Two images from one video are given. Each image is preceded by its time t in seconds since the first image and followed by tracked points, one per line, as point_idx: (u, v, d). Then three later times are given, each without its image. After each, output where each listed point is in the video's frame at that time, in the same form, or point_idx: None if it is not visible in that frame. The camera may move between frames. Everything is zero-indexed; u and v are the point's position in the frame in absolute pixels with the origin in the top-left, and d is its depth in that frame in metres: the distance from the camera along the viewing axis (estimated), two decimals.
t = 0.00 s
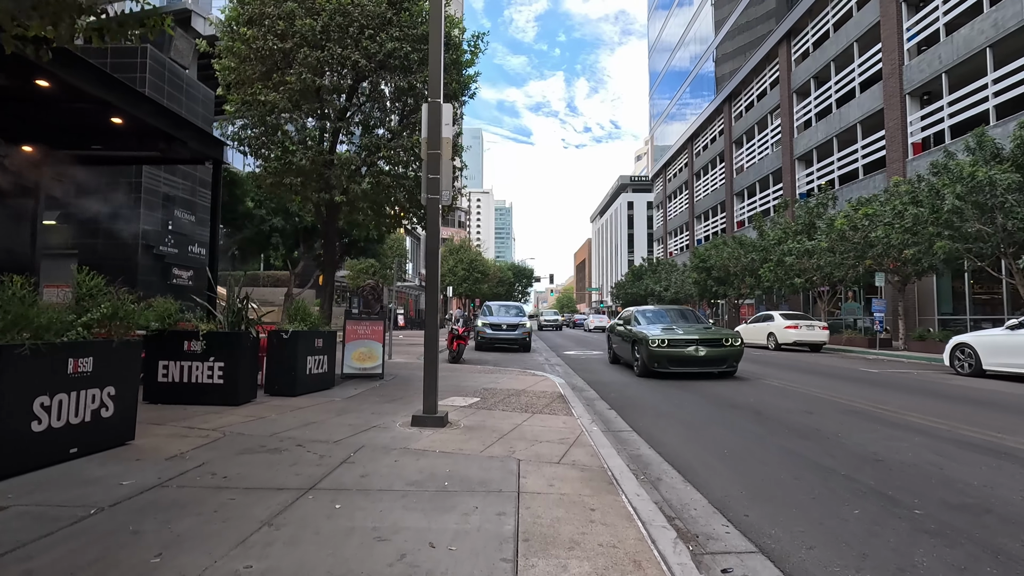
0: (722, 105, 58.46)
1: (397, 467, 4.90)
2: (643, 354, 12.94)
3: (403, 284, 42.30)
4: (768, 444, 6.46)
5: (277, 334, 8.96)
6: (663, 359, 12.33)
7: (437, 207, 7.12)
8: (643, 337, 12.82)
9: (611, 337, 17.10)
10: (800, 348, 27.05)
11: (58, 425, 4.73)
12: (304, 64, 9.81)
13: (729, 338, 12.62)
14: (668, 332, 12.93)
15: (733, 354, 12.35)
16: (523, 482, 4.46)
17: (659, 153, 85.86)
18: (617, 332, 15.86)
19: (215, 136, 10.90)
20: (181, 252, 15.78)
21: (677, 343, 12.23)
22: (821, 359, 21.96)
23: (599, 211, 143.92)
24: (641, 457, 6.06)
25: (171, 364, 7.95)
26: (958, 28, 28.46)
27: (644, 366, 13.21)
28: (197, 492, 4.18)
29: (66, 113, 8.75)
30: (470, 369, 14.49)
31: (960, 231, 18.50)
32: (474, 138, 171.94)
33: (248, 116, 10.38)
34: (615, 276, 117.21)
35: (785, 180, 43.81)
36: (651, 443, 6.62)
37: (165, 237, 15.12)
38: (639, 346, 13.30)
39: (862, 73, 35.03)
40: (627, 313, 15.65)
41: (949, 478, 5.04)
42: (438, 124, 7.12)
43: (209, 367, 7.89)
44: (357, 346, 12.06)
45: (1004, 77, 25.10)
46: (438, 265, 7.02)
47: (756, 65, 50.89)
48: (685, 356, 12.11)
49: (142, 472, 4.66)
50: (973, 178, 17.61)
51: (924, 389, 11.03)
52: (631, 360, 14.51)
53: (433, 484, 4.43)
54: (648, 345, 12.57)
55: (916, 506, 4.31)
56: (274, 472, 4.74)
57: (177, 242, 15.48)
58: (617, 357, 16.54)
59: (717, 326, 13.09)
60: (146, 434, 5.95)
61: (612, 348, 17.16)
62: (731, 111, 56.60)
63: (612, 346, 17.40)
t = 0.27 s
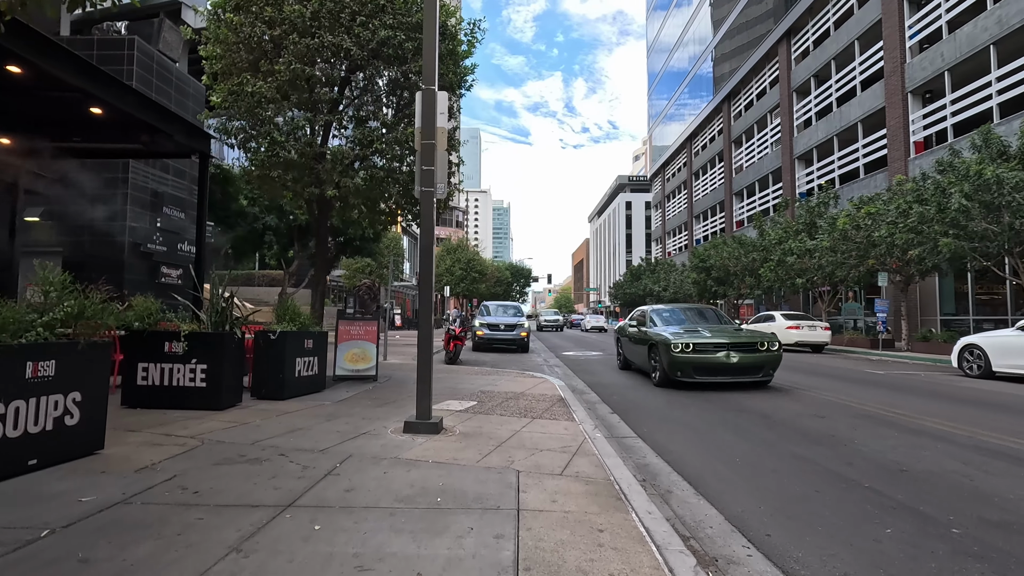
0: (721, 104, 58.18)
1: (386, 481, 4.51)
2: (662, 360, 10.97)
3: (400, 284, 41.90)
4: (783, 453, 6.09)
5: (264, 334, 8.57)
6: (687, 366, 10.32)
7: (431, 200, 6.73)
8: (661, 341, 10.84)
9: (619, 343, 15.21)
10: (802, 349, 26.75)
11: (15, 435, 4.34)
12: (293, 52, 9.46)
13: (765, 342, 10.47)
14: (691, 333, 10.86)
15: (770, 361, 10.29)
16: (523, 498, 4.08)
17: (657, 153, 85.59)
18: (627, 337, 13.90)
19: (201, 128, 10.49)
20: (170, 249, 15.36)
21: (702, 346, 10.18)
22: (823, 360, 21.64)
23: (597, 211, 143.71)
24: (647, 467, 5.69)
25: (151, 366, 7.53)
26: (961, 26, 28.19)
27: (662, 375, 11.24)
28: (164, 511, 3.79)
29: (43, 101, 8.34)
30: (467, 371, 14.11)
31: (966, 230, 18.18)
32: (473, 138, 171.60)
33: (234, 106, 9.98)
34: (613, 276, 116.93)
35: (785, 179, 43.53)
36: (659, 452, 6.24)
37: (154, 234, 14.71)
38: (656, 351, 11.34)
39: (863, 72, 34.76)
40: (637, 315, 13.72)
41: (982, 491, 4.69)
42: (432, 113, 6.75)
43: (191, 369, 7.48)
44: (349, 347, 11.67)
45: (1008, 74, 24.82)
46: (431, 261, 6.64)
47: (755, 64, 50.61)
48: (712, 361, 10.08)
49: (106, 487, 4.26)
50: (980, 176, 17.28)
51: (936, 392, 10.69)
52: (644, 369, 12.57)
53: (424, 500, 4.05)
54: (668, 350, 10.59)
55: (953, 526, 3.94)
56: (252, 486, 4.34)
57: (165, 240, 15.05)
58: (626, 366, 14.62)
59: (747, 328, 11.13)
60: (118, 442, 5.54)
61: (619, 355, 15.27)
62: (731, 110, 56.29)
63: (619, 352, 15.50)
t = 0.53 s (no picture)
0: (719, 103, 57.87)
1: (370, 497, 4.11)
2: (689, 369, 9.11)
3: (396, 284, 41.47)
4: (798, 463, 5.71)
5: (248, 335, 8.15)
6: (722, 377, 8.45)
7: (422, 192, 6.32)
8: (688, 346, 8.99)
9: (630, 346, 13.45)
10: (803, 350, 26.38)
11: None
12: (278, 37, 9.08)
13: (816, 347, 8.55)
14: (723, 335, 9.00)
15: (822, 371, 8.37)
16: (519, 519, 3.69)
17: (655, 153, 85.34)
18: (642, 340, 12.07)
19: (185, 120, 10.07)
20: (157, 247, 14.94)
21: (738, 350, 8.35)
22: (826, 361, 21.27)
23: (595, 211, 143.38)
24: (653, 478, 5.31)
25: (125, 369, 7.10)
26: (963, 23, 27.88)
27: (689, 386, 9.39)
28: (116, 535, 3.38)
29: (13, 89, 7.90)
30: (463, 372, 13.73)
31: (972, 229, 17.83)
32: (470, 137, 171.14)
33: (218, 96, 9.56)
34: (611, 276, 116.58)
35: (785, 179, 43.22)
36: (665, 462, 5.85)
37: (139, 232, 14.26)
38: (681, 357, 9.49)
39: (863, 70, 34.46)
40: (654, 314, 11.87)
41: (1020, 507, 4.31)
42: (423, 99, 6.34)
43: (168, 373, 7.06)
44: (339, 348, 11.27)
45: (1011, 72, 24.52)
46: (422, 257, 6.23)
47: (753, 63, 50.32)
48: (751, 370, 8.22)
49: (58, 505, 3.85)
50: (987, 173, 16.94)
51: (948, 396, 10.32)
52: (662, 377, 10.88)
53: (410, 521, 3.65)
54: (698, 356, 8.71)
55: (995, 549, 3.56)
56: (220, 504, 3.93)
57: (152, 237, 14.64)
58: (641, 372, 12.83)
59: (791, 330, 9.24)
60: (82, 453, 5.13)
61: (632, 360, 13.52)
62: (729, 109, 55.96)
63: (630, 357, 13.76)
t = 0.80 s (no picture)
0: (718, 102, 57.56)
1: (349, 517, 3.70)
2: (729, 381, 7.38)
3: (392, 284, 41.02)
4: (816, 474, 5.32)
5: (230, 336, 7.74)
6: (776, 394, 6.71)
7: (411, 183, 5.92)
8: (729, 353, 7.27)
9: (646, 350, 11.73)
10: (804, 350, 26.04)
11: None
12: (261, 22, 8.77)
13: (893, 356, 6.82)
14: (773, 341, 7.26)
15: (903, 387, 6.63)
16: (514, 544, 3.29)
17: (652, 153, 85.07)
18: (662, 344, 10.35)
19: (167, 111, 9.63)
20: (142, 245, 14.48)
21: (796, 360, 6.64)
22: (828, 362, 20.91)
23: (593, 211, 143.08)
24: (660, 490, 4.92)
25: (96, 373, 6.67)
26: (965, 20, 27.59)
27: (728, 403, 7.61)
28: (56, 563, 2.98)
29: None
30: (458, 374, 13.33)
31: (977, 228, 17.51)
32: (468, 137, 170.65)
33: (199, 83, 9.12)
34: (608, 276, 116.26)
35: (784, 178, 42.91)
36: (672, 473, 5.45)
37: (124, 229, 13.82)
38: (717, 366, 7.76)
39: (863, 68, 34.18)
40: (679, 313, 10.19)
41: None
42: (413, 84, 5.93)
43: (143, 376, 6.64)
44: (329, 349, 10.86)
45: (1014, 69, 24.24)
46: (414, 251, 5.84)
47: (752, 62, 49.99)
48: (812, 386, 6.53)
49: None
50: (993, 170, 16.62)
51: (960, 399, 9.96)
52: (687, 388, 9.21)
53: (391, 546, 3.25)
54: (742, 366, 7.00)
55: None
56: (181, 525, 3.53)
57: (137, 235, 14.16)
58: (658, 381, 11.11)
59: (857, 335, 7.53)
60: (39, 464, 4.72)
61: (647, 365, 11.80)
62: (728, 108, 55.67)
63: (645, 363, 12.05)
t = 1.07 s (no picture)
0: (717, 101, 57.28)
1: (324, 542, 3.29)
2: (801, 402, 5.59)
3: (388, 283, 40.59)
4: (838, 487, 4.92)
5: (211, 336, 7.32)
6: (877, 424, 4.94)
7: (401, 172, 5.52)
8: (803, 365, 5.53)
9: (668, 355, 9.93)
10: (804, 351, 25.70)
11: None
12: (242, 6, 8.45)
13: None
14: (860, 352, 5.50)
15: None
16: None
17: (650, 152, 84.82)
18: (694, 349, 8.56)
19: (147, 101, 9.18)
20: (129, 243, 14.05)
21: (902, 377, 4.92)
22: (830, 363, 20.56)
23: (591, 211, 142.77)
24: (669, 506, 4.53)
25: (65, 376, 6.25)
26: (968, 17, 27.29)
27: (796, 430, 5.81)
28: None
29: None
30: (454, 376, 12.93)
31: (984, 227, 17.19)
32: (466, 137, 170.32)
33: (180, 71, 8.67)
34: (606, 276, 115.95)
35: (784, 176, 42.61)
36: (681, 486, 5.06)
37: (109, 226, 13.40)
38: (780, 381, 6.00)
39: (864, 66, 33.88)
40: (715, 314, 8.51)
41: None
42: (402, 67, 5.52)
43: (115, 380, 6.22)
44: (319, 350, 10.45)
45: (1018, 66, 23.95)
46: (403, 246, 5.42)
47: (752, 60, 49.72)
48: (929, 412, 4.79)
49: None
50: (1000, 167, 16.30)
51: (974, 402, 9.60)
52: (728, 406, 7.43)
53: None
54: (823, 384, 5.25)
55: None
56: (133, 553, 3.13)
57: (123, 232, 13.74)
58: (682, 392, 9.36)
59: (966, 344, 5.80)
60: None
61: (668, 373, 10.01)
62: (727, 107, 55.40)
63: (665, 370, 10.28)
